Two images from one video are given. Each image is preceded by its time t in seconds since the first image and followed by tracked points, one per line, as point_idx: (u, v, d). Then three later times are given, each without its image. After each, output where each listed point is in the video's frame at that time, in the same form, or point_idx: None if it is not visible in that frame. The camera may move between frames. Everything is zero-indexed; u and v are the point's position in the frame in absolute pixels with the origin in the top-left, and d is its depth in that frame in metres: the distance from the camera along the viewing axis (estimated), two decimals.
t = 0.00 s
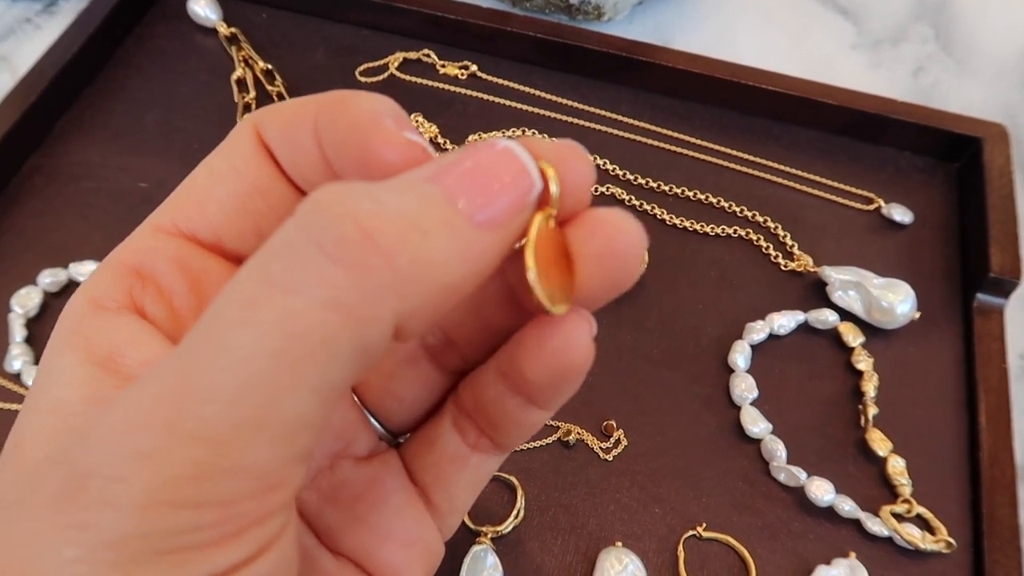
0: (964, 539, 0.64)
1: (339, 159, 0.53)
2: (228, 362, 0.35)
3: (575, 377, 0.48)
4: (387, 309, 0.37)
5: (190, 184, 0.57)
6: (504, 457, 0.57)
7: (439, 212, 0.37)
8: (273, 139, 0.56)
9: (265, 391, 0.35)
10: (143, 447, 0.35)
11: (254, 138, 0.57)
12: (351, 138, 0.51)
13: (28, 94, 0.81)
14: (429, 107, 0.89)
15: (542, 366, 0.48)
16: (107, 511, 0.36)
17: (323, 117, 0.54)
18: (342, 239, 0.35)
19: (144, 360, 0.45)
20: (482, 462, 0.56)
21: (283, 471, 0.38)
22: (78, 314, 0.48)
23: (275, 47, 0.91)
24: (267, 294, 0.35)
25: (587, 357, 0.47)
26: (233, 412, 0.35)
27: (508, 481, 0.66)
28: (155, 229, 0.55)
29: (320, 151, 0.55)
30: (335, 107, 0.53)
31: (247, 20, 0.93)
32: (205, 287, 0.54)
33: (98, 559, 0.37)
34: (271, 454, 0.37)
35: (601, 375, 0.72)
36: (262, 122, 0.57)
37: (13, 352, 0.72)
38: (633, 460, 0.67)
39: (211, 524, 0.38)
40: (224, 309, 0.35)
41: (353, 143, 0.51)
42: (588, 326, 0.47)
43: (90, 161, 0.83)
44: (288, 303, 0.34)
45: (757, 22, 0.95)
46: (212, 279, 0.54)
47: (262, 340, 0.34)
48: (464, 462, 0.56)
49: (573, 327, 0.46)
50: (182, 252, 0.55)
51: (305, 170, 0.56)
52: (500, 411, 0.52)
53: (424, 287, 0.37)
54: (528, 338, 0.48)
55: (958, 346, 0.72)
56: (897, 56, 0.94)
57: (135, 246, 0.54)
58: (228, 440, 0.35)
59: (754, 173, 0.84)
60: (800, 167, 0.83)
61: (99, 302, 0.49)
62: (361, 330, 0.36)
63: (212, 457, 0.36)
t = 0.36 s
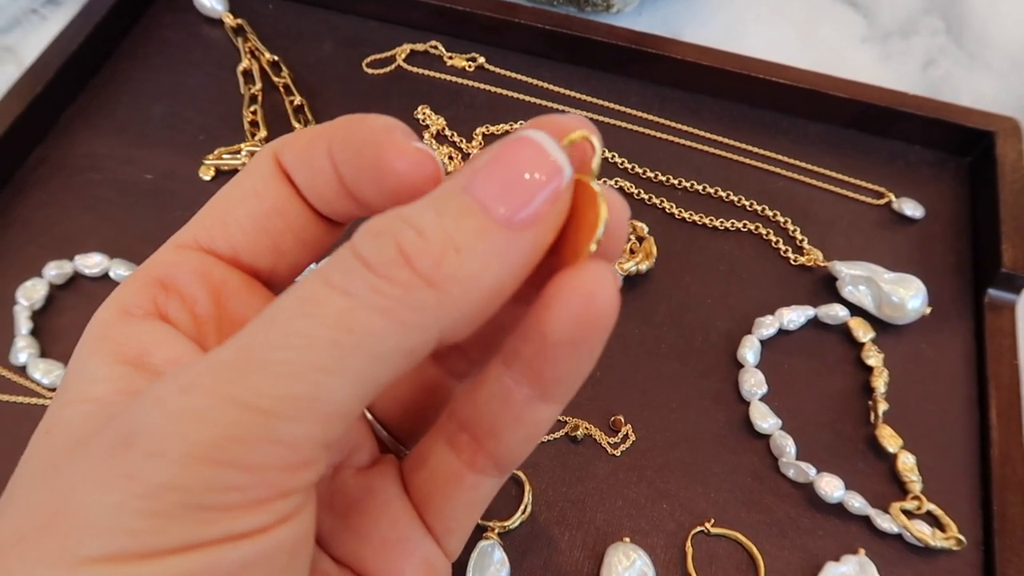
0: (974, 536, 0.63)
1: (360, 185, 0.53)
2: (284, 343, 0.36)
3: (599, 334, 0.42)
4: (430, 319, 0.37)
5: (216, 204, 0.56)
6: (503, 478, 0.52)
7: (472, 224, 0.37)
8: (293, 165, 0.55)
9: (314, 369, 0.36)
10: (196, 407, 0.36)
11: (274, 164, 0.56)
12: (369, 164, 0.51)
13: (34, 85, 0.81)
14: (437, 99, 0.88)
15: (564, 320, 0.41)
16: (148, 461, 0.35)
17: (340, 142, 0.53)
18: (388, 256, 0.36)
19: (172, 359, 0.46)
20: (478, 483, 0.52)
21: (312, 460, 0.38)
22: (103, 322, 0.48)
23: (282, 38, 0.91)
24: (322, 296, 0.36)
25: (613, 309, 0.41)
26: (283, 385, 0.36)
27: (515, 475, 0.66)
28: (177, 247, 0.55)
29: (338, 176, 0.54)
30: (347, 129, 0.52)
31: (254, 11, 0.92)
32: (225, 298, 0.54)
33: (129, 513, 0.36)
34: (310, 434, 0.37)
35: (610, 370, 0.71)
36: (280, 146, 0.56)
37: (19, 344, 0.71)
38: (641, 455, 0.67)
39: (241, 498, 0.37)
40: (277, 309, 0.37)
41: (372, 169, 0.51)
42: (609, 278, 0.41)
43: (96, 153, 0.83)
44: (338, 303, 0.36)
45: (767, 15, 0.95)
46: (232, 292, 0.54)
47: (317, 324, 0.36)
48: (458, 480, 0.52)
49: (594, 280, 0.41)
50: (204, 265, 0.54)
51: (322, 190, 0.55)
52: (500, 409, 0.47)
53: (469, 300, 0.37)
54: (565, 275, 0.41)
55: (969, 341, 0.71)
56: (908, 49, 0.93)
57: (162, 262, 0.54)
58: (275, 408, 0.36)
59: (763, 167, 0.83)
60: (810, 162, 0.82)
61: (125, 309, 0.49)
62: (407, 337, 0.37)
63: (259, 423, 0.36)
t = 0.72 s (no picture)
0: (973, 535, 0.63)
1: (354, 182, 0.55)
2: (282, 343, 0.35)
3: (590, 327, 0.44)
4: (436, 345, 0.37)
5: (203, 209, 0.56)
6: (493, 471, 0.54)
7: (493, 263, 0.36)
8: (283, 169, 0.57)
9: (310, 378, 0.35)
10: (184, 406, 0.36)
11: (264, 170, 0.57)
12: (367, 162, 0.53)
13: (31, 84, 0.81)
14: (434, 98, 0.88)
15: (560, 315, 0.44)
16: (133, 459, 0.35)
17: (330, 146, 0.54)
18: (405, 274, 0.35)
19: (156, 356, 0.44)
20: (470, 476, 0.54)
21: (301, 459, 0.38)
22: (87, 320, 0.47)
23: (279, 37, 0.91)
24: (329, 303, 0.36)
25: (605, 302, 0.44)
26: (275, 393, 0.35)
27: (512, 475, 0.66)
28: (162, 248, 0.55)
29: (331, 178, 0.56)
30: (339, 129, 0.54)
31: (251, 10, 0.92)
32: (210, 301, 0.53)
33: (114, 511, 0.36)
34: (297, 444, 0.37)
35: (607, 369, 0.71)
36: (272, 152, 0.57)
37: (15, 344, 0.71)
38: (638, 454, 0.67)
39: (227, 502, 0.37)
40: (284, 309, 0.36)
41: (374, 166, 0.53)
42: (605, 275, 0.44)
43: (93, 152, 0.83)
44: (346, 313, 0.35)
45: (766, 13, 0.94)
46: (218, 295, 0.54)
47: (319, 330, 0.35)
48: (451, 472, 0.54)
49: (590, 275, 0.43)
50: (190, 267, 0.54)
51: (314, 195, 0.56)
52: (493, 399, 0.50)
53: (472, 336, 0.37)
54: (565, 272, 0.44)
55: (968, 340, 0.71)
56: (907, 47, 0.92)
57: (148, 262, 0.53)
58: (266, 415, 0.36)
59: (761, 165, 0.83)
60: (809, 160, 0.82)
61: (110, 308, 0.48)
62: (409, 359, 0.37)
63: (248, 430, 0.36)
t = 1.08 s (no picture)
0: (975, 534, 0.63)
1: (384, 174, 0.54)
2: (280, 320, 0.35)
3: (595, 338, 0.46)
4: (428, 328, 0.38)
5: (189, 221, 0.55)
6: (470, 493, 0.53)
7: (481, 265, 0.39)
8: (282, 181, 0.56)
9: (312, 353, 0.35)
10: (185, 381, 0.35)
11: (260, 185, 0.56)
12: (411, 146, 0.52)
13: (30, 81, 0.81)
14: (434, 94, 0.88)
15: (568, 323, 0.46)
16: (129, 433, 0.34)
17: (351, 143, 0.54)
18: (406, 257, 0.37)
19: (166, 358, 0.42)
20: (446, 496, 0.52)
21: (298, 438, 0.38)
22: (61, 325, 0.44)
23: (279, 33, 0.90)
24: (326, 283, 0.36)
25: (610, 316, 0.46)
26: (274, 368, 0.35)
27: (512, 473, 0.66)
28: (139, 258, 0.53)
29: (351, 177, 0.55)
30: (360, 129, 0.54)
31: (251, 7, 0.92)
32: (187, 308, 0.51)
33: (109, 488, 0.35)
34: (292, 420, 0.36)
35: (608, 367, 0.71)
36: (270, 166, 0.57)
37: (14, 341, 0.71)
38: (639, 452, 0.67)
39: (227, 479, 0.37)
40: (280, 291, 0.36)
41: (417, 150, 0.52)
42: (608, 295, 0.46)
43: (92, 149, 0.83)
44: (344, 292, 0.36)
45: (767, 10, 0.94)
46: (197, 305, 0.52)
47: (318, 310, 0.35)
48: (428, 491, 0.52)
49: (592, 295, 0.46)
50: (167, 276, 0.52)
51: (325, 200, 0.56)
52: (484, 413, 0.50)
53: (456, 327, 0.39)
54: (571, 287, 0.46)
55: (970, 338, 0.71)
56: (909, 44, 0.92)
57: (122, 270, 0.51)
58: (265, 392, 0.35)
59: (762, 162, 0.83)
60: (809, 157, 0.82)
61: (84, 313, 0.46)
62: (400, 339, 0.37)
63: (247, 406, 0.35)
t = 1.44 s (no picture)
0: (976, 529, 0.63)
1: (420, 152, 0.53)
2: (302, 321, 0.35)
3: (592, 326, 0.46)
4: (447, 345, 0.38)
5: (192, 212, 0.55)
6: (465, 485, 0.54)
7: (507, 275, 0.38)
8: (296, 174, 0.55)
9: (331, 363, 0.35)
10: (201, 385, 0.35)
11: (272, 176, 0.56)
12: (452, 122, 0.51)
13: (34, 80, 0.81)
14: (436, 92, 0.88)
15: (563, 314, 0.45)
16: (144, 439, 0.35)
17: (380, 126, 0.54)
18: (433, 265, 0.36)
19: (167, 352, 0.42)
20: (442, 491, 0.53)
21: (312, 447, 0.38)
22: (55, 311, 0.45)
23: (281, 31, 0.91)
24: (353, 287, 0.36)
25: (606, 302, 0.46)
26: (292, 375, 0.35)
27: (516, 469, 0.66)
28: (140, 246, 0.53)
29: (378, 160, 0.54)
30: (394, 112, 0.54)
31: (253, 6, 0.92)
32: (189, 305, 0.52)
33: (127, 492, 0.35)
34: (311, 428, 0.37)
35: (610, 364, 0.71)
36: (285, 158, 0.56)
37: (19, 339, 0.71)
38: (641, 448, 0.67)
39: (241, 489, 0.37)
40: (307, 288, 0.36)
41: (459, 124, 0.51)
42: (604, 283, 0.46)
43: (96, 148, 0.83)
44: (370, 300, 0.36)
45: (768, 8, 0.94)
46: (200, 303, 0.52)
47: (342, 316, 0.35)
48: (425, 485, 0.53)
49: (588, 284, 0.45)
50: (168, 266, 0.52)
51: (349, 185, 0.55)
52: (479, 403, 0.51)
53: (480, 340, 0.39)
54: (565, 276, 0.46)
55: (971, 335, 0.71)
56: (910, 41, 0.92)
57: (124, 256, 0.51)
58: (281, 397, 0.36)
59: (764, 160, 0.83)
60: (811, 155, 0.82)
61: (80, 300, 0.46)
62: (421, 356, 0.37)
63: (262, 411, 0.35)
